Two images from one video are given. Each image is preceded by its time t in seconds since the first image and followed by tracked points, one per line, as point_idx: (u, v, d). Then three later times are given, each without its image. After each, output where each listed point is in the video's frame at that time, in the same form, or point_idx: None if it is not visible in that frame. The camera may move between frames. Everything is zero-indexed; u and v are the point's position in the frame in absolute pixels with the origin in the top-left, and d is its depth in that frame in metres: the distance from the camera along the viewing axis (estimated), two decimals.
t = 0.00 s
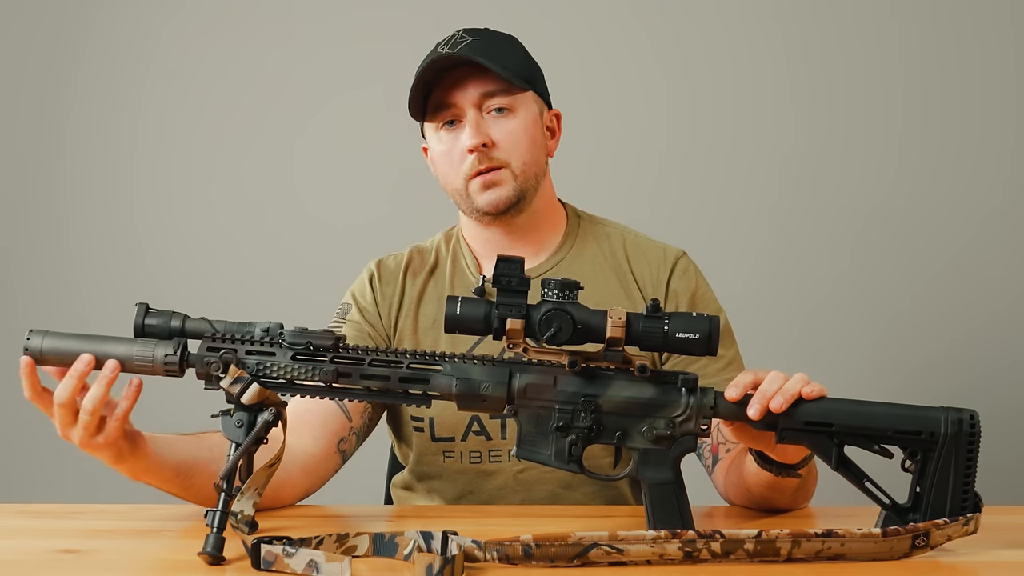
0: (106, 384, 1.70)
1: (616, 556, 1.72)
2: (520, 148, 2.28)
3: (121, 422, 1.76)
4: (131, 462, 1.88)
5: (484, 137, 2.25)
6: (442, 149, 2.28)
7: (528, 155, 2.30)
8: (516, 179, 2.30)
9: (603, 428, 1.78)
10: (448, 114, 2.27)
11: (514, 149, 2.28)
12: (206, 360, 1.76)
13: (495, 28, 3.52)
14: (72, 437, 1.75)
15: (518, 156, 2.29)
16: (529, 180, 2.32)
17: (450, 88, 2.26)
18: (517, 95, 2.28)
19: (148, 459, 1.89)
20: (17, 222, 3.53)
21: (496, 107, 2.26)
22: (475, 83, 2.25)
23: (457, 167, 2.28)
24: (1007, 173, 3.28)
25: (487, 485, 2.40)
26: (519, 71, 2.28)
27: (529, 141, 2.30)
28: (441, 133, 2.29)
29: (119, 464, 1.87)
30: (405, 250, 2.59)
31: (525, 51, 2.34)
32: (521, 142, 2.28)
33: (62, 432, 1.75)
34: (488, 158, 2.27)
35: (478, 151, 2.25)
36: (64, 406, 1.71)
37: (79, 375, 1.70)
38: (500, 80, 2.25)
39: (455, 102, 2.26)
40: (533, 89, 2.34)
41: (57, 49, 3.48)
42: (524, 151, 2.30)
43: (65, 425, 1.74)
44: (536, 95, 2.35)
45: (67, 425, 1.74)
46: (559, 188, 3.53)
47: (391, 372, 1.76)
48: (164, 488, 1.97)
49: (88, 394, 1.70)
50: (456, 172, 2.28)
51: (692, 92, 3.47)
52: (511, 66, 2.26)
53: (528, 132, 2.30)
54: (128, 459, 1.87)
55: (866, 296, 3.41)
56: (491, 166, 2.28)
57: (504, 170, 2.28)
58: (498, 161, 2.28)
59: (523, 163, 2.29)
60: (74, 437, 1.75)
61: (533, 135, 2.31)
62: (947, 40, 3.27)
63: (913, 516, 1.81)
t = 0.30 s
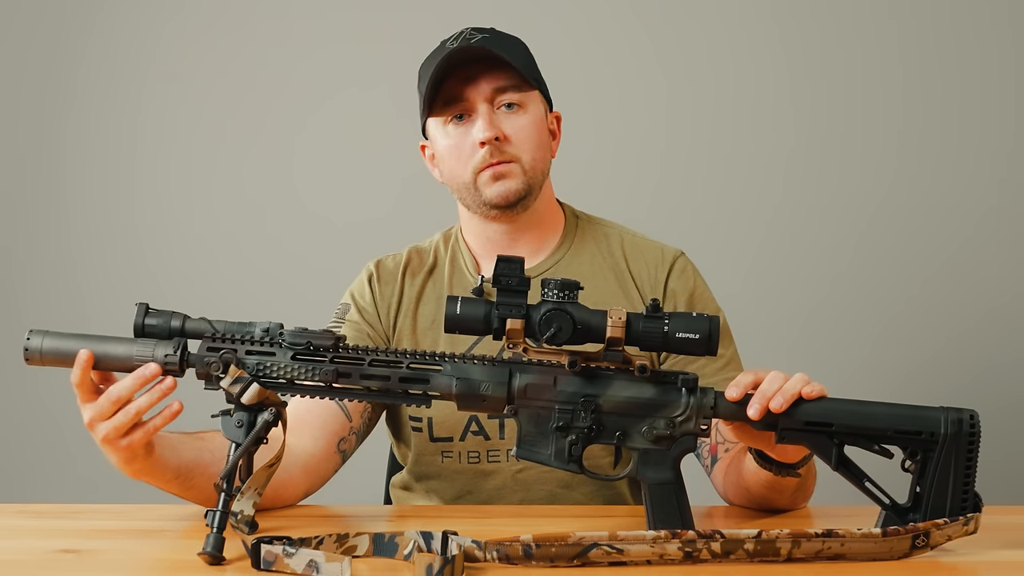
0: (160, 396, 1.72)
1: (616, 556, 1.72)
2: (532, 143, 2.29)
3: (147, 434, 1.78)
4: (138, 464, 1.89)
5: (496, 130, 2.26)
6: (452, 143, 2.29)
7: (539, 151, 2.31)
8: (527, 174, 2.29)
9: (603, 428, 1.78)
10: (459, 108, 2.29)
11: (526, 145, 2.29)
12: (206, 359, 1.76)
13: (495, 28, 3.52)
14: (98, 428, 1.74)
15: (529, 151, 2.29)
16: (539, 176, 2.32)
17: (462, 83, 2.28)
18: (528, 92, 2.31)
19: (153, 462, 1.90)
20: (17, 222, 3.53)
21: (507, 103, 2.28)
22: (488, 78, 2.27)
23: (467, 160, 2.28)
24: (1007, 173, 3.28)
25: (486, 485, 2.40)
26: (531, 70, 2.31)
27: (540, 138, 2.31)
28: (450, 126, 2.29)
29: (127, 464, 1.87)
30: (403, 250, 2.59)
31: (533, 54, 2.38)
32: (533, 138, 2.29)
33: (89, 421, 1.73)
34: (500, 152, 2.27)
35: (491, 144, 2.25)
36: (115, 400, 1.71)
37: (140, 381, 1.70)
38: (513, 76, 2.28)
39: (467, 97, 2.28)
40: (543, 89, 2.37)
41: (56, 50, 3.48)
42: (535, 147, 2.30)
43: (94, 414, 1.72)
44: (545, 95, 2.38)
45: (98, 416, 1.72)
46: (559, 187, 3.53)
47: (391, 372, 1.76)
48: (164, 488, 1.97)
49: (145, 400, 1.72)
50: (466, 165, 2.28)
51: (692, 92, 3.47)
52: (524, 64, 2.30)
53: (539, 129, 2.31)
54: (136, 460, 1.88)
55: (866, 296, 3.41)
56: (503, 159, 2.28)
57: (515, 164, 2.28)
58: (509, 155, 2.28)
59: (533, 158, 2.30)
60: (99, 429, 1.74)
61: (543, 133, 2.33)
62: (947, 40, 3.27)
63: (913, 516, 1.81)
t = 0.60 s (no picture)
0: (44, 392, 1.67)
1: (616, 556, 1.72)
2: (546, 148, 2.31)
3: (80, 425, 1.73)
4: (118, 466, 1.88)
5: (514, 130, 2.27)
6: (467, 136, 2.29)
7: (552, 155, 2.32)
8: (537, 178, 2.31)
9: (602, 428, 1.78)
10: (478, 101, 2.30)
11: (540, 148, 2.30)
12: (206, 359, 1.76)
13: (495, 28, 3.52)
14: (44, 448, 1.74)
15: (542, 154, 2.31)
16: (549, 181, 2.34)
17: (485, 78, 2.28)
18: (548, 95, 2.32)
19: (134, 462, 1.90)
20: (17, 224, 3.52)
21: (526, 103, 2.30)
22: (510, 76, 2.28)
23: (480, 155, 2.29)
24: (1007, 172, 3.28)
25: (485, 484, 2.40)
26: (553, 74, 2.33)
27: (555, 142, 2.33)
28: (467, 118, 2.30)
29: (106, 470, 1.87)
30: (403, 250, 2.59)
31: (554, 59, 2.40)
32: (548, 142, 2.31)
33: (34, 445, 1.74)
34: (514, 152, 2.29)
35: (507, 143, 2.27)
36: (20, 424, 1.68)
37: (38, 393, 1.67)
38: (536, 77, 2.29)
39: (488, 91, 2.29)
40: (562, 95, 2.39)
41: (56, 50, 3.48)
42: (549, 151, 2.32)
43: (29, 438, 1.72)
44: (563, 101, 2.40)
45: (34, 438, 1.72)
46: (559, 187, 3.53)
47: (391, 372, 1.76)
48: (157, 490, 1.97)
49: (34, 405, 1.67)
50: (478, 161, 2.29)
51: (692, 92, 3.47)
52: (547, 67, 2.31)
53: (556, 134, 2.33)
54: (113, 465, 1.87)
55: (866, 296, 3.40)
56: (516, 160, 2.29)
57: (527, 166, 2.30)
58: (523, 157, 2.30)
59: (546, 163, 2.31)
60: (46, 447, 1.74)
61: (558, 138, 2.34)
62: (947, 39, 3.27)
63: (913, 516, 1.81)
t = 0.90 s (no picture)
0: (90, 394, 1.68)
1: (616, 556, 1.72)
2: (530, 145, 2.29)
3: (111, 430, 1.74)
4: (131, 467, 1.88)
5: (497, 126, 2.26)
6: (453, 133, 2.30)
7: (538, 153, 2.30)
8: (521, 176, 2.29)
9: (603, 428, 1.78)
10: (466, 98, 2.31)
11: (524, 145, 2.29)
12: (206, 359, 1.76)
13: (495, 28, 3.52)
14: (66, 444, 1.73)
15: (526, 152, 2.29)
16: (534, 179, 2.31)
17: (472, 75, 2.30)
18: (536, 93, 2.31)
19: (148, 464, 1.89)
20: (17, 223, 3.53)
21: (512, 100, 2.29)
22: (497, 72, 2.29)
23: (465, 152, 2.28)
24: (1007, 173, 3.28)
25: (486, 486, 2.40)
26: (542, 71, 2.32)
27: (541, 140, 2.31)
28: (455, 116, 2.31)
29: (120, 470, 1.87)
30: (405, 249, 2.59)
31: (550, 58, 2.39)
32: (533, 139, 2.29)
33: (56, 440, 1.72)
34: (497, 148, 2.27)
35: (488, 139, 2.26)
36: (53, 416, 1.68)
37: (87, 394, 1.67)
38: (521, 73, 2.30)
39: (475, 88, 2.30)
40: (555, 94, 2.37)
41: (56, 50, 3.48)
42: (534, 149, 2.30)
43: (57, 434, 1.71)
44: (556, 100, 2.38)
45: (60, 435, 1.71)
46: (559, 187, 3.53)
47: (391, 372, 1.76)
48: (165, 491, 1.97)
49: (77, 404, 1.68)
50: (463, 157, 2.29)
51: (692, 92, 3.47)
52: (536, 63, 2.31)
53: (542, 132, 2.31)
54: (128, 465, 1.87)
55: (866, 296, 3.41)
56: (498, 156, 2.28)
57: (510, 162, 2.28)
58: (506, 153, 2.28)
59: (530, 160, 2.30)
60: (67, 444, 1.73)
61: (545, 136, 2.32)
62: (947, 40, 3.27)
63: (913, 516, 1.82)
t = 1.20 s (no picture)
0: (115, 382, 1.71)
1: (616, 556, 1.72)
2: (543, 144, 2.30)
3: (126, 421, 1.77)
4: (135, 460, 1.88)
5: (511, 125, 2.27)
6: (464, 132, 2.29)
7: (550, 152, 2.31)
8: (533, 173, 2.29)
9: (602, 428, 1.78)
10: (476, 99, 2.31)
11: (536, 143, 2.29)
12: (206, 359, 1.76)
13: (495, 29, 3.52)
14: (77, 432, 1.74)
15: (539, 150, 2.29)
16: (546, 177, 2.31)
17: (482, 76, 2.31)
18: (546, 94, 2.33)
19: (152, 459, 1.90)
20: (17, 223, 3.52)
21: (523, 100, 2.30)
22: (507, 73, 2.30)
23: (477, 151, 2.28)
24: (1007, 174, 3.28)
25: (486, 488, 2.40)
26: (552, 73, 2.34)
27: (552, 139, 2.31)
28: (465, 116, 2.30)
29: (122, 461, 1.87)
30: (404, 249, 2.59)
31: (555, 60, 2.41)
32: (545, 138, 2.30)
33: (68, 427, 1.74)
34: (510, 146, 2.27)
35: (502, 138, 2.26)
36: (72, 403, 1.71)
37: (113, 378, 1.71)
38: (532, 74, 2.31)
39: (485, 89, 2.31)
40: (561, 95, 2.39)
41: (56, 51, 3.48)
42: (546, 148, 2.30)
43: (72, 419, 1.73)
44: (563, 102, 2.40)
45: (75, 420, 1.73)
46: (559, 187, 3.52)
47: (391, 372, 1.76)
48: (166, 486, 1.97)
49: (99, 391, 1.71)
50: (474, 156, 2.28)
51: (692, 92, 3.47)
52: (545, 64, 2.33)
53: (553, 132, 2.32)
54: (131, 456, 1.88)
55: (866, 296, 3.41)
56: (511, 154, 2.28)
57: (523, 160, 2.28)
58: (519, 151, 2.28)
59: (542, 159, 2.30)
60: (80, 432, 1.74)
61: (555, 135, 2.33)
62: (948, 40, 3.27)
63: (913, 516, 1.82)
